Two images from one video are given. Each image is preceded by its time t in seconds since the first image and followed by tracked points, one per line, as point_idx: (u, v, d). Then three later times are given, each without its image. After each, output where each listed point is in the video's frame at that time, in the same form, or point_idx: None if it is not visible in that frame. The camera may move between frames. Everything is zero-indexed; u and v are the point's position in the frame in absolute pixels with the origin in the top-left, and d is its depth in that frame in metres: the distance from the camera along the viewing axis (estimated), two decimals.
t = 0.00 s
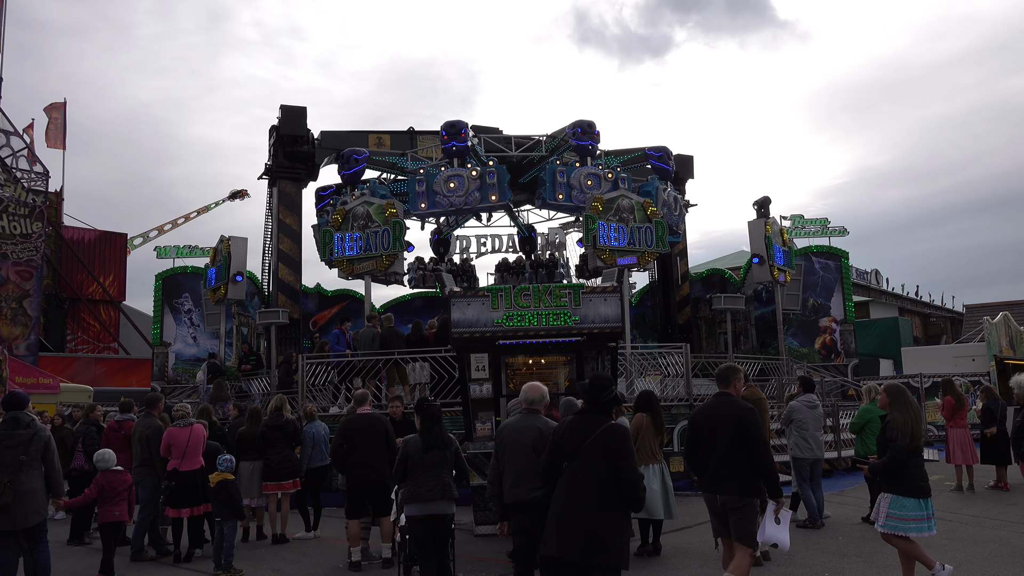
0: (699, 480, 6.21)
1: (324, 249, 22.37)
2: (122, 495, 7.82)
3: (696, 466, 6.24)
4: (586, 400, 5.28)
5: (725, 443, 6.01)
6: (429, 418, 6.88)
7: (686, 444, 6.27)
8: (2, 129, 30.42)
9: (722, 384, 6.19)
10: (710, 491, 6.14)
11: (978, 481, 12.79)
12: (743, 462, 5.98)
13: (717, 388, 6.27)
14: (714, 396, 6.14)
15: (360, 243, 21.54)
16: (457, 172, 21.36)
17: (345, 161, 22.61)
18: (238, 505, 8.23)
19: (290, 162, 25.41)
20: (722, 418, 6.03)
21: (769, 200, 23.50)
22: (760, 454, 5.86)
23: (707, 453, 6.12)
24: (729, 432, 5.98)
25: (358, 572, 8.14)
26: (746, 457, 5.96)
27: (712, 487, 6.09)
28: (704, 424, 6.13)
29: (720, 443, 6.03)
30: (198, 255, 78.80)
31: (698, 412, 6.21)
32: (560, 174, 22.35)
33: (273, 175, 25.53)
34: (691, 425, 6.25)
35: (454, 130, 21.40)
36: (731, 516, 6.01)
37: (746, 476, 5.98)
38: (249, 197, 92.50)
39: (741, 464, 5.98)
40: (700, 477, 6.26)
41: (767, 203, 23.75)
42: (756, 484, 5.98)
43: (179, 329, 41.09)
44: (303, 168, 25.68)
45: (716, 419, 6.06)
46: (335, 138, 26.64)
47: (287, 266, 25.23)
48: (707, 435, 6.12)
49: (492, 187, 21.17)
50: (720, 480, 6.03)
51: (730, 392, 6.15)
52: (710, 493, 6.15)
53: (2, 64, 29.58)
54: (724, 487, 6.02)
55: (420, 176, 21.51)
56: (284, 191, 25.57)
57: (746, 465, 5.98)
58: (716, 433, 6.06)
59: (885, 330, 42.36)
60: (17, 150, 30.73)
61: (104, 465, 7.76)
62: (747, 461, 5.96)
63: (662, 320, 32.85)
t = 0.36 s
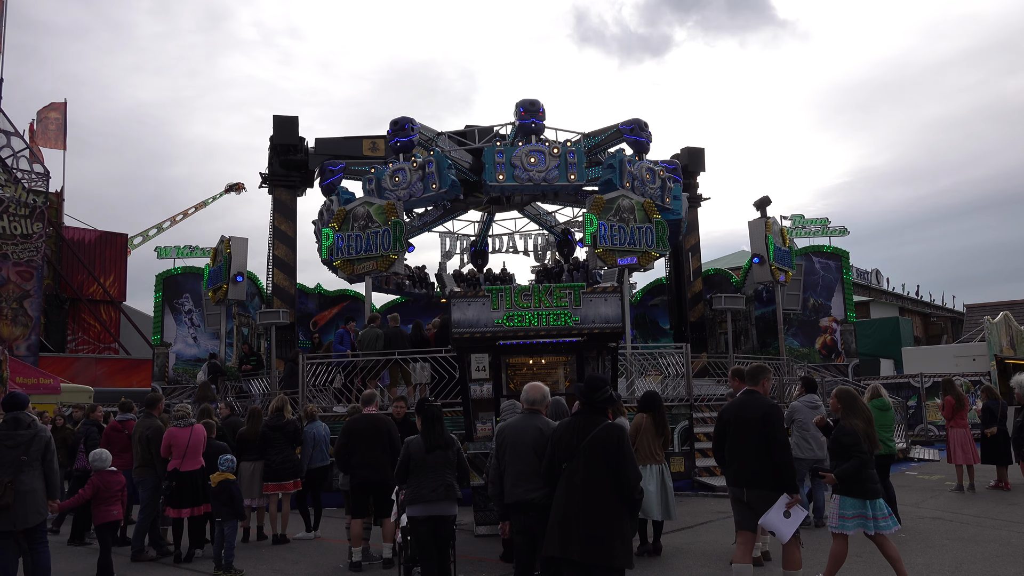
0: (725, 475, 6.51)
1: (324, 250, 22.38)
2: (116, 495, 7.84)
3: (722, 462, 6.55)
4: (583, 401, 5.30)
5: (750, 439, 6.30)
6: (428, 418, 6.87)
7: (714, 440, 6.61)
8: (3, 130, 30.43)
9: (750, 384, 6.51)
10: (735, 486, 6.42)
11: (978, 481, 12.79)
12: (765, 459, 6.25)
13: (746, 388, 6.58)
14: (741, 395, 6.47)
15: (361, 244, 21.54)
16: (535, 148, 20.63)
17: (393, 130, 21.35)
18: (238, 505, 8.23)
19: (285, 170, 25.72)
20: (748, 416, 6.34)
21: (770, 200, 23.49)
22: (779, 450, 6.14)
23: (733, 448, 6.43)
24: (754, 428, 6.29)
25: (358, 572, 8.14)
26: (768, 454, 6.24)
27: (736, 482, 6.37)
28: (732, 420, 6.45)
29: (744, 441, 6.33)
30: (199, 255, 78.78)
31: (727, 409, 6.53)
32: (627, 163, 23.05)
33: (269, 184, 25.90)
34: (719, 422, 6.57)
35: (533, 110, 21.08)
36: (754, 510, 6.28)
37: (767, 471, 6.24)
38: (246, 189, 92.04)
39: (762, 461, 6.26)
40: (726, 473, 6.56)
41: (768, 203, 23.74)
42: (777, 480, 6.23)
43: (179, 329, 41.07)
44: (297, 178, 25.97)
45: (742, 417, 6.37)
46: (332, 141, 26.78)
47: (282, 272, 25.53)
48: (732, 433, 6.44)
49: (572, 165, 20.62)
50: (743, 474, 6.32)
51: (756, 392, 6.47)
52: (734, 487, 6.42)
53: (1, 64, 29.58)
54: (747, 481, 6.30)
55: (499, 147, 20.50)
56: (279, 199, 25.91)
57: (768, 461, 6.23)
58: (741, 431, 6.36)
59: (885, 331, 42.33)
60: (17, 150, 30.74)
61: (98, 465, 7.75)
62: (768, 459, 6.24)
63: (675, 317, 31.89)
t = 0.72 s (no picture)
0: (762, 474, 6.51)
1: (324, 250, 22.39)
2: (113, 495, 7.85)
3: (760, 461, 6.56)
4: (594, 402, 5.31)
5: (790, 439, 6.32)
6: (430, 420, 6.86)
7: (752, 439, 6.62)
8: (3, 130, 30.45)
9: (790, 385, 6.54)
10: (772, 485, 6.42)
11: (979, 482, 12.80)
12: (805, 460, 6.27)
13: (784, 389, 6.60)
14: (780, 395, 6.49)
15: (360, 244, 21.53)
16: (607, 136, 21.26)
17: (466, 96, 20.71)
18: (238, 506, 8.24)
19: (283, 179, 25.74)
20: (787, 417, 6.37)
21: (770, 201, 23.48)
22: (820, 450, 6.17)
23: (770, 448, 6.44)
24: (793, 429, 6.31)
25: (358, 572, 8.13)
26: (809, 455, 6.26)
27: (773, 480, 6.38)
28: (769, 420, 6.47)
29: (784, 442, 6.34)
30: (199, 256, 78.82)
31: (764, 409, 6.55)
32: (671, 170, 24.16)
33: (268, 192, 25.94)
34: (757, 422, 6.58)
35: (601, 102, 21.70)
36: (791, 509, 6.28)
37: (805, 471, 6.26)
38: (242, 183, 91.85)
39: (802, 462, 6.27)
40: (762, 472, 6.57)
41: (768, 203, 23.72)
42: (817, 480, 6.25)
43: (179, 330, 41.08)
44: (296, 186, 25.92)
45: (780, 417, 6.40)
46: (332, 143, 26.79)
47: (281, 278, 25.59)
48: (771, 433, 6.45)
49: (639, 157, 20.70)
50: (782, 473, 6.32)
51: (795, 393, 6.51)
52: (772, 487, 6.43)
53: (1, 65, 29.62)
54: (784, 480, 6.32)
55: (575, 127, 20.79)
56: (278, 207, 25.91)
57: (808, 462, 6.26)
58: (780, 430, 6.38)
59: (886, 331, 42.33)
60: (17, 151, 30.77)
61: (89, 468, 7.68)
62: (809, 460, 6.25)
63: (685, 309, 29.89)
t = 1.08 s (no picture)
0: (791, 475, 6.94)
1: (325, 253, 22.40)
2: (105, 498, 7.81)
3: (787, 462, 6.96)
4: (616, 405, 5.35)
5: (820, 441, 6.74)
6: (430, 423, 6.86)
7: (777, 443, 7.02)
8: (3, 133, 30.47)
9: (815, 389, 6.91)
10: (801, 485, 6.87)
11: (977, 485, 12.82)
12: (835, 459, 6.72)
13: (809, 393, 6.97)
14: (807, 399, 6.87)
15: (360, 247, 21.52)
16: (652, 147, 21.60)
17: (541, 79, 20.45)
18: (238, 509, 8.22)
19: (285, 189, 25.71)
20: (814, 421, 6.76)
21: (769, 205, 23.49)
22: (849, 451, 6.61)
23: (798, 450, 6.87)
24: (822, 432, 6.72)
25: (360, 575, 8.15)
26: (838, 454, 6.71)
27: (804, 480, 6.82)
28: (795, 423, 6.87)
29: (813, 444, 6.76)
30: (199, 259, 78.77)
31: (789, 413, 6.93)
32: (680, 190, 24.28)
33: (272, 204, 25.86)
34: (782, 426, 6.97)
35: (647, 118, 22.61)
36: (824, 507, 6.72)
37: (833, 470, 6.71)
38: (239, 182, 91.84)
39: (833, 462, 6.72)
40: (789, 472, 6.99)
41: (767, 207, 23.73)
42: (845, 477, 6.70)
43: (179, 333, 41.05)
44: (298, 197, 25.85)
45: (807, 420, 6.79)
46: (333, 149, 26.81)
47: (282, 284, 25.66)
48: (799, 438, 6.86)
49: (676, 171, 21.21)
50: (814, 474, 6.74)
51: (820, 398, 6.89)
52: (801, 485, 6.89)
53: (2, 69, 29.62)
54: (814, 480, 6.75)
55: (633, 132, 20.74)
56: (280, 217, 25.88)
57: (838, 461, 6.71)
58: (809, 434, 6.78)
59: (886, 335, 42.35)
60: (17, 153, 30.76)
61: (82, 470, 7.66)
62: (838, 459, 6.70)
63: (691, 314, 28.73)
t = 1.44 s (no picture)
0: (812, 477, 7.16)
1: (325, 256, 22.40)
2: (100, 502, 7.77)
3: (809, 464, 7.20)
4: (626, 410, 5.43)
5: (840, 443, 6.98)
6: (429, 428, 6.85)
7: (798, 446, 7.27)
8: (3, 136, 30.51)
9: (832, 394, 7.20)
10: (822, 486, 7.06)
11: (977, 490, 12.81)
12: (855, 458, 6.94)
13: (826, 398, 7.25)
14: (825, 404, 7.15)
15: (360, 251, 21.52)
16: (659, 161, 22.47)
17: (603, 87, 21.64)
18: (238, 513, 8.22)
19: (289, 200, 25.67)
20: (834, 424, 7.02)
21: (769, 209, 23.52)
22: (866, 451, 6.83)
23: (820, 451, 7.09)
24: (842, 434, 6.98)
25: None
26: (857, 455, 6.93)
27: (826, 481, 7.01)
28: (818, 425, 7.14)
29: (833, 447, 7.00)
30: (198, 262, 78.78)
31: (811, 414, 7.21)
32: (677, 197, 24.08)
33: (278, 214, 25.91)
34: (803, 430, 7.25)
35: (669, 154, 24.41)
36: (846, 507, 6.90)
37: (854, 470, 6.93)
38: (236, 179, 91.69)
39: (855, 461, 6.94)
40: (811, 474, 7.20)
41: (767, 211, 23.75)
42: (865, 477, 6.90)
43: (179, 336, 41.04)
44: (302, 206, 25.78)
45: (830, 422, 7.05)
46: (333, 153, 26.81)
47: (288, 293, 25.77)
48: (820, 440, 7.11)
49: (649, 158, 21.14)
50: (837, 474, 6.96)
51: (837, 402, 7.16)
52: (822, 486, 7.07)
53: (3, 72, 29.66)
54: (837, 480, 6.96)
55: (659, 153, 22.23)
56: (284, 225, 25.91)
57: (858, 461, 6.93)
58: (829, 437, 7.04)
59: (886, 340, 42.37)
60: (18, 156, 30.78)
61: (74, 475, 7.54)
62: (858, 458, 6.92)
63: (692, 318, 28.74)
